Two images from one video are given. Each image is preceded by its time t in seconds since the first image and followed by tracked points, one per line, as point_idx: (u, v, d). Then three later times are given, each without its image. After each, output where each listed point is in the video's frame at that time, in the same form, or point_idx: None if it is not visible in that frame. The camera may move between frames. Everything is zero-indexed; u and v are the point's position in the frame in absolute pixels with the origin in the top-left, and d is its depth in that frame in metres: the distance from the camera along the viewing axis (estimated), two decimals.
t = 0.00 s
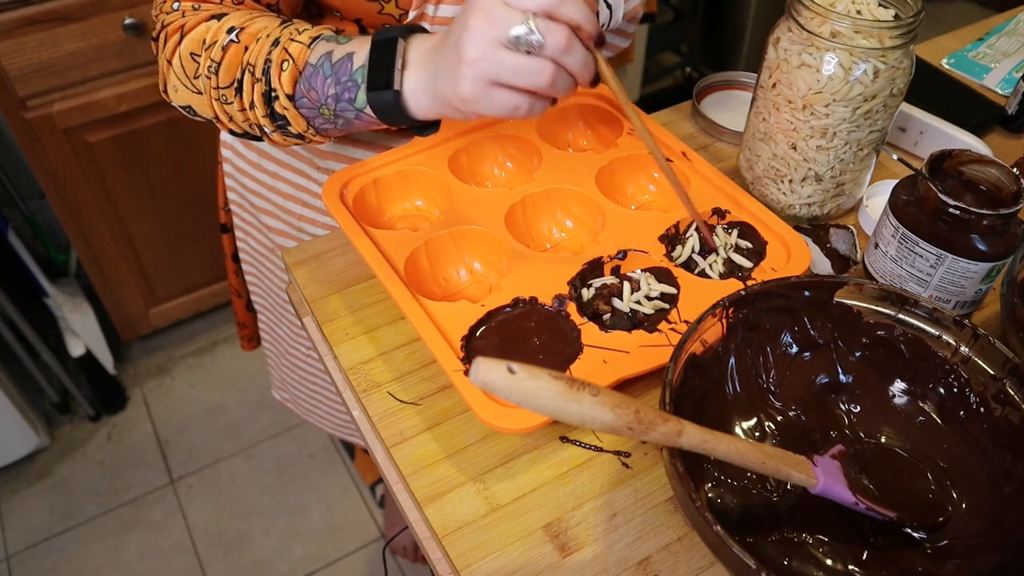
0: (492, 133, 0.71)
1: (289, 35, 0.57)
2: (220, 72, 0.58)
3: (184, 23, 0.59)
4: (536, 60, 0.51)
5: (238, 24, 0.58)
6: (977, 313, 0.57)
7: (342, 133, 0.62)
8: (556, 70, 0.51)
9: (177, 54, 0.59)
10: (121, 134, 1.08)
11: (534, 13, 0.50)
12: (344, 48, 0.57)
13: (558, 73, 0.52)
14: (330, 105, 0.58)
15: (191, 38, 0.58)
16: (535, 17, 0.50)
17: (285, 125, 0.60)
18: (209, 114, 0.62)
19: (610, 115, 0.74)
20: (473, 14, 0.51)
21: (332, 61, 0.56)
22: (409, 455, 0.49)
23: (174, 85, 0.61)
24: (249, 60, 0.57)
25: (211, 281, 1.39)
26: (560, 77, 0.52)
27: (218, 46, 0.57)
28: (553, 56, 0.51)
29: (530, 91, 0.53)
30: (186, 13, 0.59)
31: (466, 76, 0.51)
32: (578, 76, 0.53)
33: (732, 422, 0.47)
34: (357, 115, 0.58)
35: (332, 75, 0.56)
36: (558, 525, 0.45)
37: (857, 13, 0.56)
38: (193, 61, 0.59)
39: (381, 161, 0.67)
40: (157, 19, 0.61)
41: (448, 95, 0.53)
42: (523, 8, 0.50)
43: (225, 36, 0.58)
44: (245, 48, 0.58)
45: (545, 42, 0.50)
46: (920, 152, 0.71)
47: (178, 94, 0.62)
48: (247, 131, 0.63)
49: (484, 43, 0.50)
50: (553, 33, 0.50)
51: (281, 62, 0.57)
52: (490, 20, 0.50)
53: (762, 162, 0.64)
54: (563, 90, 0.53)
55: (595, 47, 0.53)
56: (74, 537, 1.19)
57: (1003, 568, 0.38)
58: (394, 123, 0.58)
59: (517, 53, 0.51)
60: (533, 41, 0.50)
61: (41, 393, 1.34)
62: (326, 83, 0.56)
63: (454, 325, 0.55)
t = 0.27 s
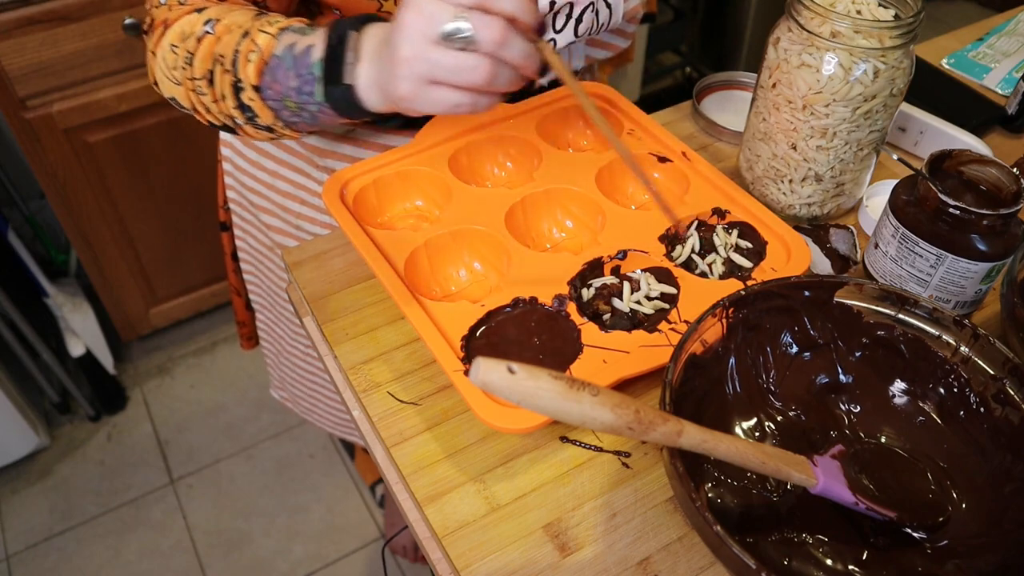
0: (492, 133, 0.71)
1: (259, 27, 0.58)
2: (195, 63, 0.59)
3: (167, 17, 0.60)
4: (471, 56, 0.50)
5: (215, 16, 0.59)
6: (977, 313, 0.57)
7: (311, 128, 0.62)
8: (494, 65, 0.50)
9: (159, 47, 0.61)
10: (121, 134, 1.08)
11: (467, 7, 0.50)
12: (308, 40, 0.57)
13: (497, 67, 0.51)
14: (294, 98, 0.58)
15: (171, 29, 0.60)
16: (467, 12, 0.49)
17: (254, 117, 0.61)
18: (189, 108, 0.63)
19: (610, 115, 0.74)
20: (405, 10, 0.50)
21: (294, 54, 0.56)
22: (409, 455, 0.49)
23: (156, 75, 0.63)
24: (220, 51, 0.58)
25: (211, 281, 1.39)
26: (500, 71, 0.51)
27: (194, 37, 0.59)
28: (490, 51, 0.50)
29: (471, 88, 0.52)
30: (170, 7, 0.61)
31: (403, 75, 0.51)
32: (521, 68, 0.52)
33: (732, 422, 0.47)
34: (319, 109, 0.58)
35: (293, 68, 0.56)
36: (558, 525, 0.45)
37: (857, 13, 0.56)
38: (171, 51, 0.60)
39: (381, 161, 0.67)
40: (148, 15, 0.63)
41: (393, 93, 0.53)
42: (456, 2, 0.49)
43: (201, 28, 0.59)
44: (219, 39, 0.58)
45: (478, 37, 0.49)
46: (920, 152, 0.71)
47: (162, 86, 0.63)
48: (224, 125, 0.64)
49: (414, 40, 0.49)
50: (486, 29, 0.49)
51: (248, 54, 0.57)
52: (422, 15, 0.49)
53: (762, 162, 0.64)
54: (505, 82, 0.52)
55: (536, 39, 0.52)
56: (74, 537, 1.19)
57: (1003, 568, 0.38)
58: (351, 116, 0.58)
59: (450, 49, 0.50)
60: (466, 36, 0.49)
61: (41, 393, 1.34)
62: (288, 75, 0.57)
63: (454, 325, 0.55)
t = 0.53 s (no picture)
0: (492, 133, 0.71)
1: (245, 44, 0.58)
2: (180, 69, 0.59)
3: (159, 16, 0.60)
4: (436, 119, 0.51)
5: (205, 24, 0.59)
6: (978, 313, 0.57)
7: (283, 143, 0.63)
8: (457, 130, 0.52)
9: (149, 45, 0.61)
10: (122, 134, 1.08)
11: (440, 73, 0.51)
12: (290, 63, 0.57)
13: (460, 132, 0.53)
14: (270, 118, 0.58)
15: (162, 32, 0.60)
16: (439, 78, 0.50)
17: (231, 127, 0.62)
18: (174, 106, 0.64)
19: (610, 115, 0.74)
20: (382, 65, 0.51)
21: (274, 78, 0.56)
22: (409, 455, 0.49)
23: (146, 69, 0.63)
24: (206, 62, 0.58)
25: (211, 282, 1.39)
26: (465, 135, 0.53)
27: (182, 44, 0.59)
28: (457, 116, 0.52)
29: (433, 147, 0.54)
30: (163, 6, 0.61)
31: (370, 127, 0.52)
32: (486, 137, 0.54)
33: (732, 422, 0.47)
34: (290, 132, 0.59)
35: (271, 91, 0.56)
36: (558, 525, 0.45)
37: (857, 13, 0.56)
38: (160, 54, 0.60)
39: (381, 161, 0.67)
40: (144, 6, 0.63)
41: (358, 138, 0.55)
42: (432, 66, 0.51)
43: (189, 36, 0.59)
44: (205, 49, 0.59)
45: (447, 104, 0.51)
46: (920, 152, 0.71)
47: (151, 80, 0.63)
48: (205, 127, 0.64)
49: (385, 97, 0.51)
50: (456, 96, 0.51)
51: (230, 71, 0.58)
52: (396, 74, 0.50)
53: (762, 163, 0.64)
54: (468, 147, 0.54)
55: (505, 111, 0.53)
56: (74, 537, 1.19)
57: (1003, 568, 0.38)
58: (316, 144, 0.60)
59: (418, 110, 0.51)
60: (434, 101, 0.51)
61: (41, 393, 1.34)
62: (266, 97, 0.57)
63: (454, 326, 0.55)
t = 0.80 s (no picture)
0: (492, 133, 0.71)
1: (247, 42, 0.58)
2: (182, 69, 0.59)
3: (160, 16, 0.60)
4: (434, 110, 0.51)
5: (206, 24, 0.59)
6: (978, 313, 0.57)
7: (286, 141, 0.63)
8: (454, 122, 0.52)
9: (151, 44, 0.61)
10: (122, 134, 1.08)
11: (440, 64, 0.51)
12: (292, 62, 0.57)
13: (458, 124, 0.52)
14: (271, 116, 0.58)
15: (164, 32, 0.60)
16: (439, 69, 0.50)
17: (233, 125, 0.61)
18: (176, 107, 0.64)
19: (610, 115, 0.74)
20: (384, 55, 0.51)
21: (277, 75, 0.56)
22: (409, 455, 0.49)
23: (148, 71, 0.63)
24: (208, 61, 0.59)
25: (211, 282, 1.39)
26: (461, 128, 0.53)
27: (183, 44, 0.59)
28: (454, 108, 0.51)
29: (431, 139, 0.53)
30: (164, 7, 0.61)
31: (368, 115, 0.52)
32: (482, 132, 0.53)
33: (732, 422, 0.47)
34: (293, 129, 0.59)
35: (274, 89, 0.57)
36: (558, 525, 0.45)
37: (857, 13, 0.56)
38: (163, 53, 0.60)
39: (381, 161, 0.67)
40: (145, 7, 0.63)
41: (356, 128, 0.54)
42: (431, 57, 0.51)
43: (191, 35, 0.59)
44: (207, 49, 0.59)
45: (445, 95, 0.50)
46: (920, 152, 0.71)
47: (153, 80, 0.63)
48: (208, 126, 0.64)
49: (385, 86, 0.51)
50: (454, 87, 0.50)
51: (233, 69, 0.58)
52: (396, 64, 0.50)
53: (762, 162, 0.64)
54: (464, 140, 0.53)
55: (502, 106, 0.53)
56: (74, 537, 1.19)
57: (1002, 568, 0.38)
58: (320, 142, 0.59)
59: (416, 101, 0.51)
60: (433, 91, 0.51)
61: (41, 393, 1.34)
62: (268, 95, 0.57)
63: (454, 325, 0.55)
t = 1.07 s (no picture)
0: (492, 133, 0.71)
1: (241, 33, 0.59)
2: (177, 60, 0.60)
3: (154, 10, 0.61)
4: (427, 92, 0.52)
5: (200, 16, 0.60)
6: (978, 313, 0.57)
7: (285, 130, 0.63)
8: (447, 105, 0.53)
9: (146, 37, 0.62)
10: (122, 134, 1.08)
11: (433, 47, 0.52)
12: (285, 49, 0.57)
13: (450, 107, 0.53)
14: (267, 105, 0.59)
15: (158, 25, 0.61)
16: (432, 50, 0.51)
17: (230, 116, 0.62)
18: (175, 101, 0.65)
19: (610, 115, 0.74)
20: (378, 39, 0.52)
21: (270, 63, 0.57)
22: (409, 455, 0.49)
23: (146, 65, 0.64)
24: (203, 53, 0.59)
25: (211, 282, 1.39)
26: (453, 111, 0.54)
27: (178, 36, 0.60)
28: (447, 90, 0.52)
29: (423, 122, 0.54)
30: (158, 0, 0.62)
31: (362, 97, 0.53)
32: (474, 114, 0.54)
33: (732, 422, 0.47)
34: (288, 116, 0.59)
35: (268, 77, 0.57)
36: (558, 525, 0.45)
37: (857, 13, 0.56)
38: (158, 47, 0.61)
39: (381, 161, 0.67)
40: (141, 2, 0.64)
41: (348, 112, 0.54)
42: (424, 41, 0.52)
43: (185, 27, 0.59)
44: (202, 41, 0.59)
45: (438, 76, 0.52)
46: (920, 152, 0.71)
47: (151, 75, 0.64)
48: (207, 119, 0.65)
49: (380, 68, 0.52)
50: (448, 69, 0.51)
51: (227, 58, 0.58)
52: (391, 47, 0.51)
53: (762, 162, 0.64)
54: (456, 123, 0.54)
55: (495, 89, 0.54)
56: (74, 537, 1.19)
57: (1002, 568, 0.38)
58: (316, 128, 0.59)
59: (411, 82, 0.52)
60: (426, 73, 0.51)
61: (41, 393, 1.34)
62: (262, 83, 0.57)
63: (454, 325, 0.55)
